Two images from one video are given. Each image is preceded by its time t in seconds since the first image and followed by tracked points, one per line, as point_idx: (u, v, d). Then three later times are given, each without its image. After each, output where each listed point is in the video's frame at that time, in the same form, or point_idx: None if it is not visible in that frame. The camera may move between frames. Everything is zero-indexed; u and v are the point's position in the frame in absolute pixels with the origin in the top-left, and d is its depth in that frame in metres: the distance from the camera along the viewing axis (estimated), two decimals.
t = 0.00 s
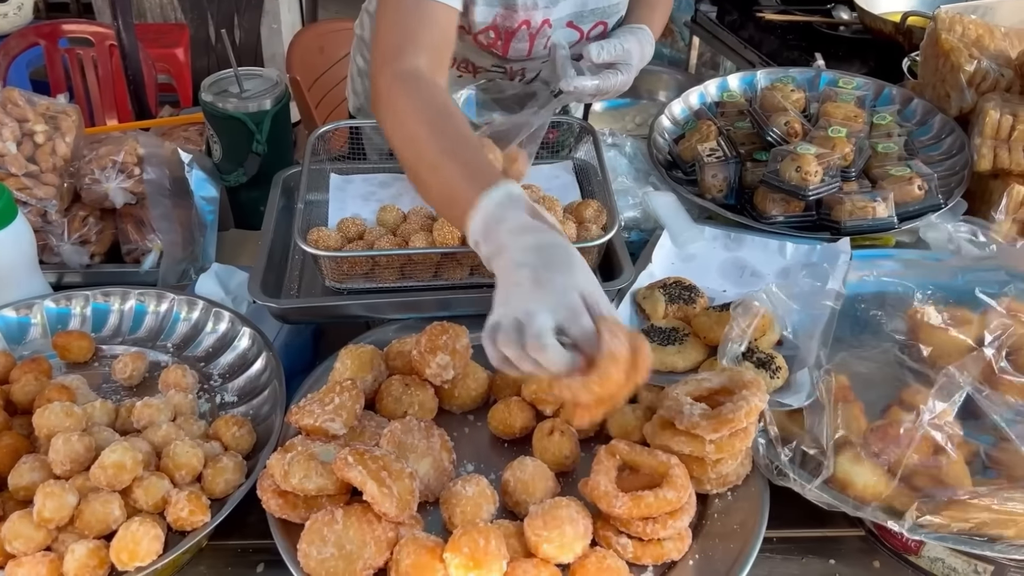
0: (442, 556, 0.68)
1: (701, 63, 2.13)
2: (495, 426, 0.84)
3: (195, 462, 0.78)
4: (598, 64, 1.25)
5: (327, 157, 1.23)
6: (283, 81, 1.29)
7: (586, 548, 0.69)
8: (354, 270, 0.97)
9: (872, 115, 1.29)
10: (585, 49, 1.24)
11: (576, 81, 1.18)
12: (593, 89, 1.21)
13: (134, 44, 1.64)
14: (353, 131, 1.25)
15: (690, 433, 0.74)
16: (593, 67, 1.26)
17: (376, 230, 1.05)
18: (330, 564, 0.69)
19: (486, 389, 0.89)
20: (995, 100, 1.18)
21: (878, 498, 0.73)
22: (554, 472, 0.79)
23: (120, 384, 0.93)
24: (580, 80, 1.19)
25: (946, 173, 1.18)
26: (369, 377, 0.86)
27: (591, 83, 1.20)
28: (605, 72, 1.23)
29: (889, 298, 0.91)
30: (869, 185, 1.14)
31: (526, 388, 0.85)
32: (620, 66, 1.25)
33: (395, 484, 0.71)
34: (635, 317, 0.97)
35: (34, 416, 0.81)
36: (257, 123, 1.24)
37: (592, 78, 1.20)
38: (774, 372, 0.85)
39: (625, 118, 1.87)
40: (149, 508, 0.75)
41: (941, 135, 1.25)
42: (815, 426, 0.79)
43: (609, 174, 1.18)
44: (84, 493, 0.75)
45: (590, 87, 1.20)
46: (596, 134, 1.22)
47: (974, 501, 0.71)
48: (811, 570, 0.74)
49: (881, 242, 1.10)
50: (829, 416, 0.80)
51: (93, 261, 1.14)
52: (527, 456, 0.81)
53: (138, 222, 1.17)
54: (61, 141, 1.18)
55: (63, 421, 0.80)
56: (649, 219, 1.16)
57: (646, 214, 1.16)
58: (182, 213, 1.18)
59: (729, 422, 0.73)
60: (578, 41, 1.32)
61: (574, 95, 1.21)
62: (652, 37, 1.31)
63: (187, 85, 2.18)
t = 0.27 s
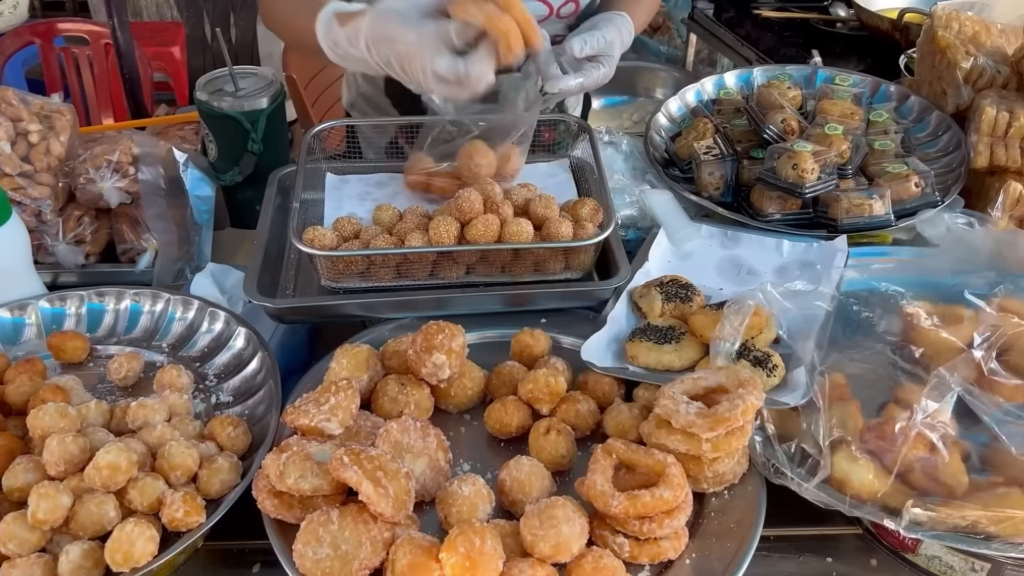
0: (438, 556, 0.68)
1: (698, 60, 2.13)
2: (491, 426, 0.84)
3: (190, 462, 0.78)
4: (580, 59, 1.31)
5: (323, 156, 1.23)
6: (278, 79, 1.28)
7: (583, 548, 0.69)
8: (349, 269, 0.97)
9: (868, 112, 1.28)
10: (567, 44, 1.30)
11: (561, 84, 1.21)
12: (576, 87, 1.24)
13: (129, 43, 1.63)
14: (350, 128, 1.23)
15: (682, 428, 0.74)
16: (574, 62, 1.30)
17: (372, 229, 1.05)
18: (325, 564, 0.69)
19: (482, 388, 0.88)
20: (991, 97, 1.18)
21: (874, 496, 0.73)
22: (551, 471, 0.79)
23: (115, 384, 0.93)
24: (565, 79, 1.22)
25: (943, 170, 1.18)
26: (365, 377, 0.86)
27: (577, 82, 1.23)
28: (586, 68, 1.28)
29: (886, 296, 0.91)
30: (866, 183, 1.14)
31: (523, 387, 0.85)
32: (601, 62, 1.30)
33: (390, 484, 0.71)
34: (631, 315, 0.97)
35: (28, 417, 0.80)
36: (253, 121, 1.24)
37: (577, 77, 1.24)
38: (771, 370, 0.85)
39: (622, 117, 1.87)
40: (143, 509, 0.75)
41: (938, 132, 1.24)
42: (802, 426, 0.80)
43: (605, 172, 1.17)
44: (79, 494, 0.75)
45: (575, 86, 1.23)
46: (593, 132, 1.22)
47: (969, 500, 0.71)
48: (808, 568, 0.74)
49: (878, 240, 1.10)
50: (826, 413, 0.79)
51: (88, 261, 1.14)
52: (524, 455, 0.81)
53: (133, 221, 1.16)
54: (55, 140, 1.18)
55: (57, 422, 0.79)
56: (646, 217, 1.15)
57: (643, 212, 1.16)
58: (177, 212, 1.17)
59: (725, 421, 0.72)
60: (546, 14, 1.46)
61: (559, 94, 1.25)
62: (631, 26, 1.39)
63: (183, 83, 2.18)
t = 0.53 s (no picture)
0: (432, 556, 0.67)
1: (695, 58, 2.13)
2: (486, 425, 0.84)
3: (183, 463, 0.78)
4: (541, 23, 1.11)
5: (318, 155, 1.22)
6: (273, 78, 1.28)
7: (577, 548, 0.69)
8: (344, 268, 0.97)
9: (864, 111, 1.28)
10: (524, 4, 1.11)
11: (516, 51, 1.09)
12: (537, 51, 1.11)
13: (125, 42, 1.63)
14: (345, 128, 1.24)
15: (677, 429, 0.73)
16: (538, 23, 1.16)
17: (367, 228, 1.05)
18: (319, 564, 0.68)
19: (477, 388, 0.88)
20: (987, 95, 1.18)
21: (869, 495, 0.73)
22: (545, 470, 0.79)
23: (109, 384, 0.92)
24: (522, 46, 1.10)
25: (938, 168, 1.18)
26: (359, 376, 0.86)
27: (534, 49, 1.10)
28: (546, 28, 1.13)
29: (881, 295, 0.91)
30: (861, 181, 1.14)
31: (517, 386, 0.85)
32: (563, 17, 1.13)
33: (385, 484, 0.71)
34: (626, 314, 0.97)
35: (21, 418, 0.80)
36: (247, 120, 1.23)
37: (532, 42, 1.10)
38: (766, 369, 0.84)
39: (619, 115, 1.87)
40: (137, 510, 0.75)
41: (934, 131, 1.24)
42: (800, 425, 0.80)
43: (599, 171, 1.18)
44: (72, 495, 0.75)
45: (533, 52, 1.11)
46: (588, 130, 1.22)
47: (964, 498, 0.71)
48: (803, 567, 0.74)
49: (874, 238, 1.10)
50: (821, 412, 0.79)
51: (83, 260, 1.13)
52: (519, 454, 0.81)
53: (127, 221, 1.16)
54: (49, 139, 1.17)
55: (50, 422, 0.79)
56: (641, 215, 1.15)
57: (638, 211, 1.15)
58: (172, 212, 1.17)
59: (720, 420, 0.72)
60: None
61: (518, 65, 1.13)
62: None
63: (179, 82, 2.17)
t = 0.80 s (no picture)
0: (427, 557, 0.67)
1: (692, 58, 2.13)
2: (481, 425, 0.84)
3: (177, 463, 0.77)
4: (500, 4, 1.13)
5: (313, 154, 1.22)
6: (269, 77, 1.28)
7: (572, 548, 0.69)
8: (339, 268, 0.96)
9: (861, 110, 1.28)
10: None
11: (469, 26, 1.09)
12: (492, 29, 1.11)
13: (121, 40, 1.62)
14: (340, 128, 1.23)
15: (672, 429, 0.73)
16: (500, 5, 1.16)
17: (363, 228, 1.04)
18: (314, 565, 0.68)
19: (472, 388, 0.88)
20: (983, 94, 1.18)
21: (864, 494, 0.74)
22: (540, 471, 0.79)
23: (104, 384, 0.92)
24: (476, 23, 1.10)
25: (935, 168, 1.18)
26: (354, 377, 0.86)
27: (489, 26, 1.10)
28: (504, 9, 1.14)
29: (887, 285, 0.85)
30: (858, 181, 1.14)
31: (513, 386, 0.85)
32: None
33: (379, 484, 0.71)
34: (622, 314, 0.97)
35: (15, 418, 0.80)
36: (243, 120, 1.23)
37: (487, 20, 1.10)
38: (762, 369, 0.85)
39: (616, 114, 1.87)
40: (131, 510, 0.74)
41: (930, 130, 1.24)
42: (802, 423, 0.81)
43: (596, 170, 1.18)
44: (66, 495, 0.74)
45: (489, 30, 1.11)
46: (584, 130, 1.21)
47: (960, 499, 0.72)
48: (800, 567, 0.75)
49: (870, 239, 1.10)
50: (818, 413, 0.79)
51: (78, 260, 1.13)
52: (514, 455, 0.81)
53: (123, 220, 1.16)
54: (44, 138, 1.17)
55: (44, 422, 0.79)
56: (637, 215, 1.15)
57: (635, 210, 1.15)
58: (167, 211, 1.17)
59: (715, 420, 0.72)
60: None
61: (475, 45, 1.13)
62: None
63: (176, 81, 2.17)
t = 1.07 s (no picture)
0: (428, 558, 0.67)
1: (692, 58, 2.13)
2: (482, 426, 0.84)
3: (178, 463, 0.77)
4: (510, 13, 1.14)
5: (314, 154, 1.22)
6: (270, 77, 1.27)
7: (573, 549, 0.69)
8: (340, 268, 0.97)
9: (861, 112, 1.28)
10: None
11: (488, 44, 1.09)
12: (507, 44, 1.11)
13: (121, 40, 1.62)
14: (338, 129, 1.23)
15: (673, 430, 0.73)
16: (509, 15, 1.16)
17: (363, 228, 1.05)
18: (314, 565, 0.68)
19: (473, 388, 0.88)
20: (983, 96, 1.18)
21: (864, 497, 0.73)
22: (541, 472, 0.79)
23: (104, 384, 0.92)
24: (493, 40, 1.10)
25: (935, 169, 1.18)
26: (355, 377, 0.86)
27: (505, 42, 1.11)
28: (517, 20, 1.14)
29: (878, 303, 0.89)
30: (858, 182, 1.14)
31: (514, 387, 0.85)
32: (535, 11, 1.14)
33: (380, 485, 0.71)
34: (623, 315, 0.97)
35: (16, 418, 0.80)
36: (244, 120, 1.23)
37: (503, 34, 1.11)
38: (762, 370, 0.84)
39: (616, 114, 1.87)
40: (131, 510, 0.75)
41: (931, 131, 1.24)
42: (803, 425, 0.79)
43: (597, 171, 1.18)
44: (66, 495, 0.74)
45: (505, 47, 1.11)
46: (584, 130, 1.22)
47: (960, 501, 0.72)
48: (799, 568, 0.75)
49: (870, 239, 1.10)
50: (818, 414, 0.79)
51: (78, 259, 1.13)
52: (515, 455, 0.81)
53: (123, 220, 1.16)
54: (45, 138, 1.17)
55: (45, 422, 0.79)
56: (638, 215, 1.15)
57: (635, 211, 1.15)
58: (167, 211, 1.17)
59: (716, 421, 0.72)
60: None
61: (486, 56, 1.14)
62: None
63: (176, 80, 2.17)
